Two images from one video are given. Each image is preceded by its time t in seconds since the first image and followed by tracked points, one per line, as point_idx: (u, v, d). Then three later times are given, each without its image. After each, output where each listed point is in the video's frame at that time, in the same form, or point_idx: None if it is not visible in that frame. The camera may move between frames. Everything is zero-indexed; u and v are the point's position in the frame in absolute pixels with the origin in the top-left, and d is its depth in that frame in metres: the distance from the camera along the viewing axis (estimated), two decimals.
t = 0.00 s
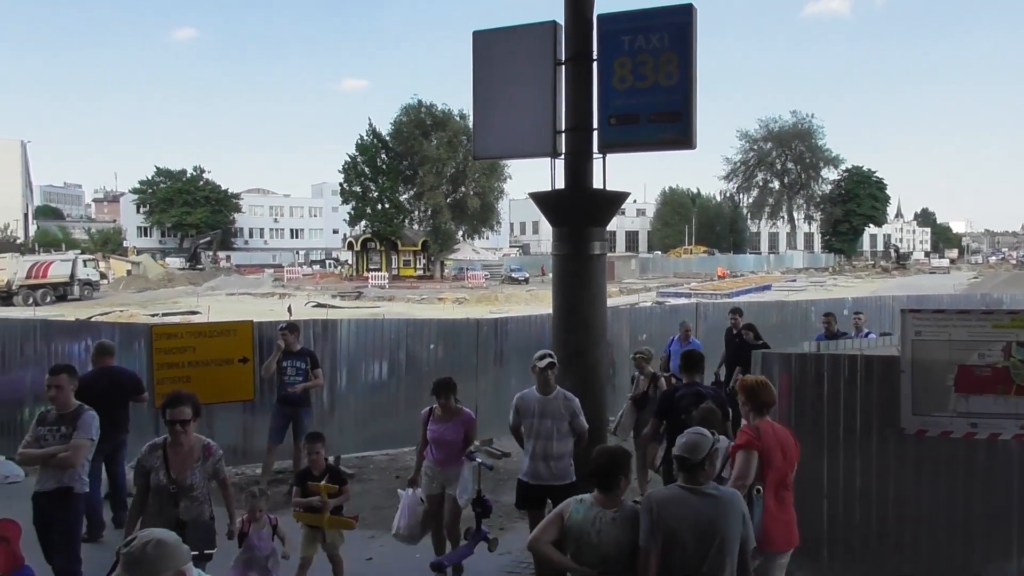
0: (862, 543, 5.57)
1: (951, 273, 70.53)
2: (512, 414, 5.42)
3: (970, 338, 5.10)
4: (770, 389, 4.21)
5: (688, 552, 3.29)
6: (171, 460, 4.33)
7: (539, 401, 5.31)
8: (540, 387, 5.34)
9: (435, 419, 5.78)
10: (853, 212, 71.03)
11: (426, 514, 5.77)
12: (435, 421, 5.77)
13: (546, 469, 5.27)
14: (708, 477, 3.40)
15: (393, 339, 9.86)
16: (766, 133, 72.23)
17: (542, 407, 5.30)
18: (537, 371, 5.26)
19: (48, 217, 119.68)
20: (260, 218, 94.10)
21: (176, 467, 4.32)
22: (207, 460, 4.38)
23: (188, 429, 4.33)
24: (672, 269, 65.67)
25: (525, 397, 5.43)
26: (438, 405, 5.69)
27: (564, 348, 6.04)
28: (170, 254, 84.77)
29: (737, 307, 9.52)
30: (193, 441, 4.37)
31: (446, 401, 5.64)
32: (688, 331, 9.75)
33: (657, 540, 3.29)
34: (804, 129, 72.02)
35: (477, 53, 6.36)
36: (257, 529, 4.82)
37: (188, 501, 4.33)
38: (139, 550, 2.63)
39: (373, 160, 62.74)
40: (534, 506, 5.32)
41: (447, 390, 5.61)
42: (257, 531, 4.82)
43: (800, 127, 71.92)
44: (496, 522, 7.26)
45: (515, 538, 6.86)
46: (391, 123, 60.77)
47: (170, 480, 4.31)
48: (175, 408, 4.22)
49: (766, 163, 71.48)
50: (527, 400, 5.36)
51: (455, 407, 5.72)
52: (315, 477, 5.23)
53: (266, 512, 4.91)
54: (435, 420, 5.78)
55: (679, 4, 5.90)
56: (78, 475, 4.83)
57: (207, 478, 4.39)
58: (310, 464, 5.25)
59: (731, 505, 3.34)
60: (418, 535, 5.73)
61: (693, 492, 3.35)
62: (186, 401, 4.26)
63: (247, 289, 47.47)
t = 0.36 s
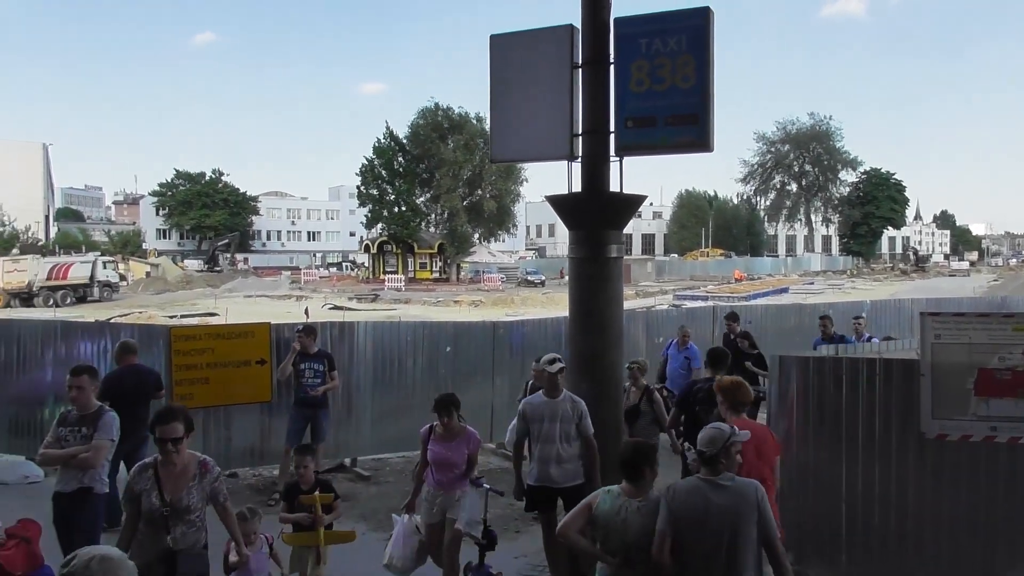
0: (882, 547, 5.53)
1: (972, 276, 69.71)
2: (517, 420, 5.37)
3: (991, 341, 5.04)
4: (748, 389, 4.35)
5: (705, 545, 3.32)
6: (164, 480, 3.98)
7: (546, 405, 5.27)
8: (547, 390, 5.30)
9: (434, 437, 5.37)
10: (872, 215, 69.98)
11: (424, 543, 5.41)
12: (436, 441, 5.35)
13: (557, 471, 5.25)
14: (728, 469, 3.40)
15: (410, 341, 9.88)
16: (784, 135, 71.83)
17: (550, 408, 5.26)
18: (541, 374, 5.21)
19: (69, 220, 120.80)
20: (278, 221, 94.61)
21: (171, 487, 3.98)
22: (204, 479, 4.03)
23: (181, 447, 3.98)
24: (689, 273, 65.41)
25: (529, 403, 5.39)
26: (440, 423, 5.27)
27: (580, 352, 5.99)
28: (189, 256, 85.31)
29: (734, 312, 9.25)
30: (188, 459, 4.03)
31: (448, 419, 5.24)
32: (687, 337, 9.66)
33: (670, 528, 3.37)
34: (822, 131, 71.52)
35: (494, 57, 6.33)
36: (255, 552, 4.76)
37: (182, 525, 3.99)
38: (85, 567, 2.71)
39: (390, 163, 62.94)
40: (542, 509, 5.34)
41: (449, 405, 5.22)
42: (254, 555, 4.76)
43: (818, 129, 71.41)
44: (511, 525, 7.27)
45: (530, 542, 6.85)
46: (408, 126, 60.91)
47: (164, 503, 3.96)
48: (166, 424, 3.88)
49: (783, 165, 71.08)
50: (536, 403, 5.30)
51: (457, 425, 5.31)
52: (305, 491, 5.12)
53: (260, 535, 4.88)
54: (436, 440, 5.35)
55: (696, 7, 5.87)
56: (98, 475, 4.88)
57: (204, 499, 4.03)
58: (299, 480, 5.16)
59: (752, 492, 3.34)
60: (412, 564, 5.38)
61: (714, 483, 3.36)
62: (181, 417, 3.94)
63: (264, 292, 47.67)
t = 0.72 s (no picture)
0: (905, 551, 5.48)
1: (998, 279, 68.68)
2: (538, 424, 5.39)
3: (1016, 345, 4.99)
4: (739, 385, 4.79)
5: (733, 543, 3.44)
6: (177, 514, 3.50)
7: (566, 411, 5.28)
8: (566, 395, 5.33)
9: (432, 458, 4.83)
10: (895, 218, 68.97)
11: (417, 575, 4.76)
12: (433, 461, 4.80)
13: (578, 477, 5.28)
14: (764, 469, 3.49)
15: (429, 343, 9.92)
16: (805, 137, 71.36)
17: (570, 414, 5.28)
18: (563, 378, 5.26)
19: (94, 224, 122.41)
20: (298, 224, 95.26)
21: (184, 522, 3.50)
22: (221, 511, 3.58)
23: (199, 478, 3.56)
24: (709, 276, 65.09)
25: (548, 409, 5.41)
26: (437, 441, 4.73)
27: (599, 356, 5.92)
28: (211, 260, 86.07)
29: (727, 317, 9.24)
30: (204, 490, 3.59)
31: (444, 438, 4.70)
32: (678, 346, 9.62)
33: (702, 522, 3.52)
34: (843, 133, 70.93)
35: (512, 60, 6.35)
36: None
37: (196, 563, 3.51)
38: None
39: (410, 166, 63.19)
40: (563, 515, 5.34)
41: (445, 421, 4.68)
42: None
43: (839, 131, 70.83)
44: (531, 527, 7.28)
45: (549, 546, 6.86)
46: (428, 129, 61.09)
47: (178, 540, 3.48)
48: (183, 454, 3.48)
49: (804, 168, 70.59)
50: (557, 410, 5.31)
51: (456, 445, 4.78)
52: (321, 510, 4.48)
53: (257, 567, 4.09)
54: (432, 459, 4.82)
55: (714, 9, 5.84)
56: (123, 476, 4.95)
57: (220, 535, 3.58)
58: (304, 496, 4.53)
59: (787, 496, 3.41)
60: None
61: (752, 479, 3.46)
62: (197, 443, 3.54)
63: (284, 295, 48.01)
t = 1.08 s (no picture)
0: (926, 552, 5.43)
1: None
2: (568, 424, 5.35)
3: None
4: (756, 387, 4.96)
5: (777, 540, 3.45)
6: (195, 541, 3.24)
7: (598, 411, 5.24)
8: (599, 396, 5.27)
9: (433, 475, 4.37)
10: (919, 219, 67.64)
11: None
12: (433, 482, 4.34)
13: (606, 481, 5.22)
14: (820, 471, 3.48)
15: (451, 345, 9.96)
16: (827, 137, 70.91)
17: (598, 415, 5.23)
18: (600, 379, 5.17)
19: (118, 226, 123.93)
20: (319, 226, 95.93)
21: (202, 550, 3.24)
22: (241, 536, 3.34)
23: (217, 503, 3.29)
24: (730, 277, 64.82)
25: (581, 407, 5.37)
26: (439, 460, 4.28)
27: (619, 355, 5.89)
28: (233, 261, 86.86)
29: (727, 321, 9.16)
30: (222, 512, 3.34)
31: (449, 457, 4.25)
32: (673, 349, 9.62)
33: (753, 521, 3.56)
34: (866, 133, 70.37)
35: (532, 61, 6.34)
36: None
37: None
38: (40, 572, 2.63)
39: (430, 167, 63.51)
40: (583, 516, 5.33)
41: (452, 438, 4.23)
42: None
43: (862, 131, 70.28)
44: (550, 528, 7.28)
45: (568, 546, 6.84)
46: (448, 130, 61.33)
47: (197, 568, 3.22)
48: (201, 477, 3.21)
49: (827, 168, 70.22)
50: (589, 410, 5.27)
51: (460, 462, 4.31)
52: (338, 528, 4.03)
53: None
54: (433, 478, 4.36)
55: (735, 7, 5.81)
56: (147, 474, 4.99)
57: (241, 559, 3.34)
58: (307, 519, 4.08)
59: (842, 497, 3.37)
60: None
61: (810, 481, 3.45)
62: (216, 465, 3.28)
63: (305, 295, 48.36)
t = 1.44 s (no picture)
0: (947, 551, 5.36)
1: None
2: (591, 428, 5.24)
3: None
4: (769, 380, 5.35)
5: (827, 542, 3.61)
6: (202, 568, 3.02)
7: (617, 411, 5.18)
8: (625, 398, 5.20)
9: (442, 488, 4.04)
10: (941, 218, 65.83)
11: None
12: (443, 496, 4.01)
13: (627, 482, 5.17)
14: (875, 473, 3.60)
15: (468, 344, 9.97)
16: (848, 135, 70.26)
17: (620, 416, 5.17)
18: (630, 383, 5.12)
19: (140, 226, 125.11)
20: (338, 225, 96.34)
21: None
22: (252, 558, 3.16)
23: (227, 528, 3.08)
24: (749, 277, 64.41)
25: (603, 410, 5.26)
26: (449, 474, 3.97)
27: (638, 354, 5.86)
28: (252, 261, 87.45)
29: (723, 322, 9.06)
30: (230, 536, 3.11)
31: (460, 471, 3.94)
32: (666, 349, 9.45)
33: (803, 521, 3.69)
34: (888, 131, 69.63)
35: (549, 60, 6.33)
36: None
37: None
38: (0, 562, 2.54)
39: (448, 167, 63.67)
40: (605, 524, 5.26)
41: (464, 451, 3.92)
42: None
43: (883, 130, 69.56)
44: (568, 529, 7.27)
45: (586, 545, 6.84)
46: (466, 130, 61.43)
47: None
48: (208, 502, 2.98)
49: (847, 167, 69.62)
50: (614, 415, 5.17)
51: (473, 477, 4.01)
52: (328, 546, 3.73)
53: None
54: (443, 494, 4.03)
55: (754, 5, 5.76)
56: (167, 472, 5.04)
57: None
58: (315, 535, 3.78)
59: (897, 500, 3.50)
60: None
61: (865, 482, 3.58)
62: (223, 483, 3.07)
63: (323, 295, 48.59)
